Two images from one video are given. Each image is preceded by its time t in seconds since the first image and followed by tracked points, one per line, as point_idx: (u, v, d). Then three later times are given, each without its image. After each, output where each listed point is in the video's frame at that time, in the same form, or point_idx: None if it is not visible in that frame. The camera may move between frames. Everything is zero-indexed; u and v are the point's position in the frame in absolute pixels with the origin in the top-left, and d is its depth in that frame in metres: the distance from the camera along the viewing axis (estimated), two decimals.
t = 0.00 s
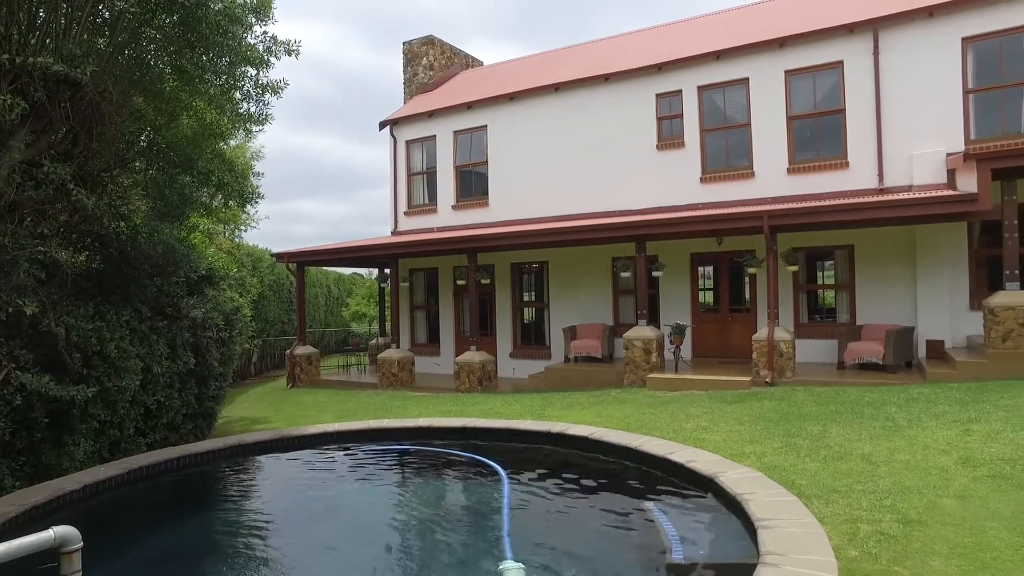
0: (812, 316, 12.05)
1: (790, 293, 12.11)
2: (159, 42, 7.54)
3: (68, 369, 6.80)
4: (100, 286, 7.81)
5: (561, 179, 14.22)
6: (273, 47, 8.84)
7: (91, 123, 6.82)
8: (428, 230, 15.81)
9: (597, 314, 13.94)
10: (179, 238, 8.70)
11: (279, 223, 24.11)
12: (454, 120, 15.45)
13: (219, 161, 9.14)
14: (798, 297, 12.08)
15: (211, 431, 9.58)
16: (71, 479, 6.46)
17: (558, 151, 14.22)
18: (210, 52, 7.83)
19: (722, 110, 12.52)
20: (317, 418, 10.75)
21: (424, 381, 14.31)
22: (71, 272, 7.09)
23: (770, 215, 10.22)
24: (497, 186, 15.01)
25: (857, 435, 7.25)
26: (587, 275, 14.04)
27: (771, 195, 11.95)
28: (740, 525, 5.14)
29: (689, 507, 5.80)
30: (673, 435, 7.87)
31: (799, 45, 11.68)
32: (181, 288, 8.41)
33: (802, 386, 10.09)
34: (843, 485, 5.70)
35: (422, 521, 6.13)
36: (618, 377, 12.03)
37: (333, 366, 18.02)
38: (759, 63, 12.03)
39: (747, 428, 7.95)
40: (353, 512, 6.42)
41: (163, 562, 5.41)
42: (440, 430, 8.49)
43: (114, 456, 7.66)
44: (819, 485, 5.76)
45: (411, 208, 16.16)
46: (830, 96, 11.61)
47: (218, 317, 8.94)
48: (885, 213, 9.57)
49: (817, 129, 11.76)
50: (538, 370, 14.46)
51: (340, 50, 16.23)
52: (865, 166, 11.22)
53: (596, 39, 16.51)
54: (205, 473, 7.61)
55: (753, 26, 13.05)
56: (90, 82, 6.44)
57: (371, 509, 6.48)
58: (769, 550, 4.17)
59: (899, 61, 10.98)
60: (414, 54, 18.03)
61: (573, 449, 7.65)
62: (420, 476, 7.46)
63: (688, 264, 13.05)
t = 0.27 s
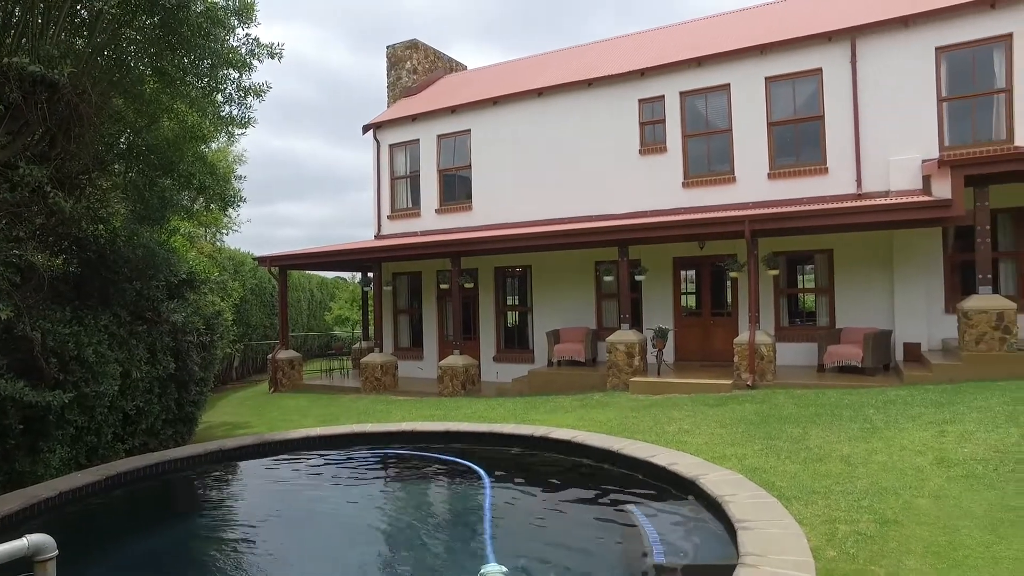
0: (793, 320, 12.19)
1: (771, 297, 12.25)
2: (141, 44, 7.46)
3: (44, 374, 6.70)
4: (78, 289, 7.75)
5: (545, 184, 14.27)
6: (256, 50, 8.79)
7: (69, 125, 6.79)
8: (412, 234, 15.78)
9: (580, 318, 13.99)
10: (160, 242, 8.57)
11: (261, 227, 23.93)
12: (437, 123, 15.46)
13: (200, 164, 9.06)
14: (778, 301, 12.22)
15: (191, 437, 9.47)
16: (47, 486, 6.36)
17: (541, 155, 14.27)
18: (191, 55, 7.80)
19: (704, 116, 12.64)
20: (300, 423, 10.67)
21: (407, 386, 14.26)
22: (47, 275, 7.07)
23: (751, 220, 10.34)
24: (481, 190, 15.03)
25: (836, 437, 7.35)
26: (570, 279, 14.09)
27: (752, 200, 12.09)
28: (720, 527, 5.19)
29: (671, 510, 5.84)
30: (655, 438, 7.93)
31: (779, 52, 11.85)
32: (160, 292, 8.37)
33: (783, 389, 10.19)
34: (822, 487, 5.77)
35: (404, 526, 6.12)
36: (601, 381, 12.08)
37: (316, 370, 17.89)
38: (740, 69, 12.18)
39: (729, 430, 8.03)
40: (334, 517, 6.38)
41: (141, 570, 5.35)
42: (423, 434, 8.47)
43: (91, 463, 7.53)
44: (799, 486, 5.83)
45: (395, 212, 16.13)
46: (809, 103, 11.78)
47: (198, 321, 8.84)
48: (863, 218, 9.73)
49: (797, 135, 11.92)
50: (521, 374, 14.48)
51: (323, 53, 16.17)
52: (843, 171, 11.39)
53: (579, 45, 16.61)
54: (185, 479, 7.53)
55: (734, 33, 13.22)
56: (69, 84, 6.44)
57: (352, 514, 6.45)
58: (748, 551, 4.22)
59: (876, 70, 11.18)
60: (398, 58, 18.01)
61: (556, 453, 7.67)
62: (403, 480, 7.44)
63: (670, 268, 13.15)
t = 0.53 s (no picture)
0: (773, 323, 12.33)
1: (751, 300, 12.38)
2: (118, 45, 7.38)
3: (17, 380, 6.64)
4: (53, 293, 7.62)
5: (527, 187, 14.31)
6: (237, 51, 8.73)
7: (45, 126, 6.68)
8: (395, 237, 15.74)
9: (563, 321, 14.04)
10: (137, 245, 8.52)
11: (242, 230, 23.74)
12: (420, 127, 15.45)
13: (180, 166, 9.01)
14: (759, 304, 12.35)
15: (170, 442, 9.36)
16: (21, 493, 6.26)
17: (524, 159, 14.32)
18: (169, 56, 7.77)
19: (685, 121, 12.76)
20: (281, 427, 10.59)
21: (389, 390, 14.20)
22: (20, 278, 6.90)
23: (731, 224, 10.46)
24: (464, 194, 15.04)
25: (814, 438, 7.45)
26: (553, 283, 14.14)
27: (732, 204, 12.22)
28: (699, 528, 5.24)
29: (652, 512, 5.88)
30: (637, 441, 7.98)
31: (758, 58, 12.00)
32: (139, 295, 8.19)
33: (763, 392, 10.30)
34: (801, 488, 5.85)
35: (385, 529, 6.10)
36: (583, 384, 12.13)
37: (297, 374, 17.75)
38: (720, 75, 12.32)
39: (710, 433, 8.10)
40: (315, 522, 6.35)
41: None
42: (405, 438, 8.44)
43: (66, 469, 7.41)
44: (778, 487, 5.90)
45: (377, 216, 16.08)
46: (788, 108, 11.94)
47: (178, 325, 8.73)
48: (840, 222, 9.88)
49: (776, 141, 12.07)
50: (504, 377, 14.49)
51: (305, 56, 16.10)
52: (821, 176, 11.56)
53: (561, 49, 16.69)
54: (163, 485, 7.45)
55: (714, 39, 13.37)
56: (43, 82, 6.36)
57: (333, 519, 6.42)
58: (727, 551, 4.27)
59: (852, 77, 11.38)
60: (380, 61, 17.97)
61: (537, 456, 7.68)
62: (385, 485, 7.41)
63: (652, 271, 13.24)
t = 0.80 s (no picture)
0: (753, 326, 12.47)
1: (731, 304, 12.51)
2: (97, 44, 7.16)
3: None
4: (27, 296, 7.54)
5: (510, 191, 14.34)
6: (217, 53, 8.68)
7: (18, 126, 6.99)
8: (377, 240, 15.69)
9: (545, 324, 14.08)
10: (115, 248, 8.45)
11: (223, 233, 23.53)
12: (403, 129, 15.43)
13: (159, 168, 8.86)
14: (739, 307, 12.49)
15: (148, 446, 9.26)
16: None
17: (506, 163, 14.35)
18: (149, 56, 7.58)
19: (666, 125, 12.87)
20: (261, 431, 10.51)
21: (371, 393, 14.14)
22: None
23: (711, 228, 10.57)
24: (446, 197, 15.04)
25: (792, 439, 7.55)
26: (536, 286, 14.18)
27: (712, 208, 12.35)
28: (678, 529, 5.28)
29: (631, 513, 5.92)
30: (618, 443, 8.03)
31: (738, 64, 12.15)
32: (116, 298, 8.11)
33: (742, 394, 10.41)
34: (778, 488, 5.93)
35: (365, 533, 6.08)
36: (565, 387, 12.17)
37: (278, 378, 17.61)
38: (701, 80, 12.45)
39: (690, 435, 8.17)
40: (294, 526, 6.31)
41: None
42: (387, 441, 8.42)
43: (39, 476, 7.27)
44: (756, 488, 5.97)
45: (359, 219, 16.03)
46: (767, 114, 12.10)
47: (157, 328, 8.63)
48: (818, 226, 10.03)
49: (756, 146, 12.22)
50: (486, 381, 14.49)
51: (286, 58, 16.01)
52: (799, 181, 11.73)
53: (544, 53, 16.75)
54: (140, 490, 7.36)
55: (694, 45, 13.51)
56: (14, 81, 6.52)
57: (313, 523, 6.38)
58: (704, 551, 4.31)
59: (830, 83, 11.56)
60: (363, 64, 17.92)
61: (518, 458, 7.70)
62: (366, 488, 7.38)
63: (634, 275, 13.33)
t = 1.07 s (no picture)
0: (734, 328, 12.59)
1: (713, 306, 12.63)
2: (74, 44, 7.07)
3: None
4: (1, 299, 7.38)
5: (493, 194, 14.36)
6: (198, 53, 8.61)
7: None
8: (360, 243, 15.62)
9: (529, 327, 14.11)
10: (93, 250, 8.41)
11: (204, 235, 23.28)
12: (386, 132, 15.39)
13: (138, 169, 8.76)
14: (721, 309, 12.60)
15: (127, 451, 9.13)
16: None
17: (490, 165, 14.36)
18: (129, 57, 7.48)
19: (649, 129, 12.97)
20: (243, 435, 10.41)
21: (354, 396, 14.06)
22: None
23: (693, 231, 10.66)
24: (430, 199, 15.01)
25: (772, 441, 7.63)
26: (519, 289, 14.20)
27: (694, 211, 12.45)
28: (661, 530, 5.31)
29: (614, 515, 5.93)
30: (601, 445, 8.06)
31: (719, 69, 12.28)
32: (95, 301, 8.08)
33: (724, 396, 10.49)
34: (759, 489, 5.99)
35: (348, 536, 6.05)
36: (548, 390, 12.19)
37: (260, 382, 17.45)
38: (683, 85, 12.56)
39: (672, 436, 8.22)
40: (276, 530, 6.25)
41: None
42: (369, 445, 8.38)
43: (14, 482, 7.11)
44: (738, 489, 6.03)
45: (342, 221, 15.95)
46: (748, 118, 12.23)
47: (136, 332, 8.53)
48: (797, 230, 10.15)
49: (737, 150, 12.35)
50: (470, 383, 14.47)
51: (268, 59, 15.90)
52: (779, 185, 11.87)
53: (528, 56, 16.79)
54: (118, 496, 7.25)
55: (676, 50, 13.62)
56: None
57: (295, 527, 6.33)
58: (686, 552, 4.35)
59: (809, 89, 11.71)
60: (346, 65, 17.84)
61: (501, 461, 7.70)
62: (349, 492, 7.32)
63: (617, 277, 13.40)
